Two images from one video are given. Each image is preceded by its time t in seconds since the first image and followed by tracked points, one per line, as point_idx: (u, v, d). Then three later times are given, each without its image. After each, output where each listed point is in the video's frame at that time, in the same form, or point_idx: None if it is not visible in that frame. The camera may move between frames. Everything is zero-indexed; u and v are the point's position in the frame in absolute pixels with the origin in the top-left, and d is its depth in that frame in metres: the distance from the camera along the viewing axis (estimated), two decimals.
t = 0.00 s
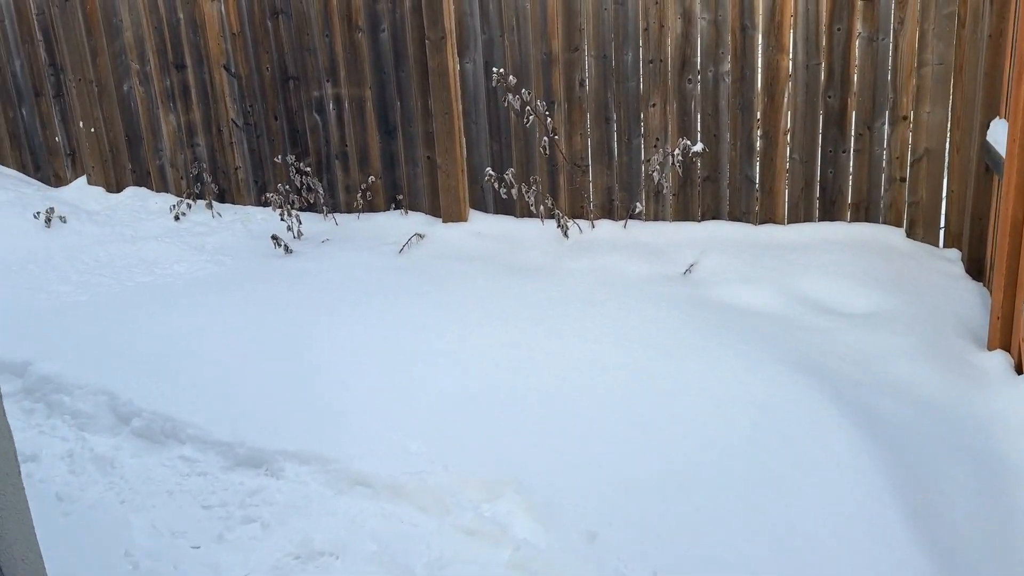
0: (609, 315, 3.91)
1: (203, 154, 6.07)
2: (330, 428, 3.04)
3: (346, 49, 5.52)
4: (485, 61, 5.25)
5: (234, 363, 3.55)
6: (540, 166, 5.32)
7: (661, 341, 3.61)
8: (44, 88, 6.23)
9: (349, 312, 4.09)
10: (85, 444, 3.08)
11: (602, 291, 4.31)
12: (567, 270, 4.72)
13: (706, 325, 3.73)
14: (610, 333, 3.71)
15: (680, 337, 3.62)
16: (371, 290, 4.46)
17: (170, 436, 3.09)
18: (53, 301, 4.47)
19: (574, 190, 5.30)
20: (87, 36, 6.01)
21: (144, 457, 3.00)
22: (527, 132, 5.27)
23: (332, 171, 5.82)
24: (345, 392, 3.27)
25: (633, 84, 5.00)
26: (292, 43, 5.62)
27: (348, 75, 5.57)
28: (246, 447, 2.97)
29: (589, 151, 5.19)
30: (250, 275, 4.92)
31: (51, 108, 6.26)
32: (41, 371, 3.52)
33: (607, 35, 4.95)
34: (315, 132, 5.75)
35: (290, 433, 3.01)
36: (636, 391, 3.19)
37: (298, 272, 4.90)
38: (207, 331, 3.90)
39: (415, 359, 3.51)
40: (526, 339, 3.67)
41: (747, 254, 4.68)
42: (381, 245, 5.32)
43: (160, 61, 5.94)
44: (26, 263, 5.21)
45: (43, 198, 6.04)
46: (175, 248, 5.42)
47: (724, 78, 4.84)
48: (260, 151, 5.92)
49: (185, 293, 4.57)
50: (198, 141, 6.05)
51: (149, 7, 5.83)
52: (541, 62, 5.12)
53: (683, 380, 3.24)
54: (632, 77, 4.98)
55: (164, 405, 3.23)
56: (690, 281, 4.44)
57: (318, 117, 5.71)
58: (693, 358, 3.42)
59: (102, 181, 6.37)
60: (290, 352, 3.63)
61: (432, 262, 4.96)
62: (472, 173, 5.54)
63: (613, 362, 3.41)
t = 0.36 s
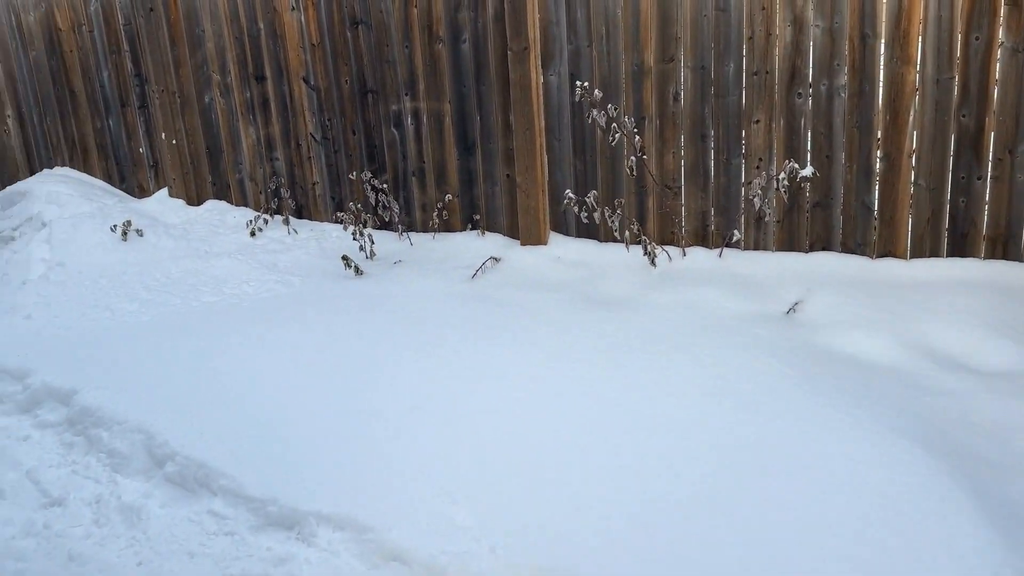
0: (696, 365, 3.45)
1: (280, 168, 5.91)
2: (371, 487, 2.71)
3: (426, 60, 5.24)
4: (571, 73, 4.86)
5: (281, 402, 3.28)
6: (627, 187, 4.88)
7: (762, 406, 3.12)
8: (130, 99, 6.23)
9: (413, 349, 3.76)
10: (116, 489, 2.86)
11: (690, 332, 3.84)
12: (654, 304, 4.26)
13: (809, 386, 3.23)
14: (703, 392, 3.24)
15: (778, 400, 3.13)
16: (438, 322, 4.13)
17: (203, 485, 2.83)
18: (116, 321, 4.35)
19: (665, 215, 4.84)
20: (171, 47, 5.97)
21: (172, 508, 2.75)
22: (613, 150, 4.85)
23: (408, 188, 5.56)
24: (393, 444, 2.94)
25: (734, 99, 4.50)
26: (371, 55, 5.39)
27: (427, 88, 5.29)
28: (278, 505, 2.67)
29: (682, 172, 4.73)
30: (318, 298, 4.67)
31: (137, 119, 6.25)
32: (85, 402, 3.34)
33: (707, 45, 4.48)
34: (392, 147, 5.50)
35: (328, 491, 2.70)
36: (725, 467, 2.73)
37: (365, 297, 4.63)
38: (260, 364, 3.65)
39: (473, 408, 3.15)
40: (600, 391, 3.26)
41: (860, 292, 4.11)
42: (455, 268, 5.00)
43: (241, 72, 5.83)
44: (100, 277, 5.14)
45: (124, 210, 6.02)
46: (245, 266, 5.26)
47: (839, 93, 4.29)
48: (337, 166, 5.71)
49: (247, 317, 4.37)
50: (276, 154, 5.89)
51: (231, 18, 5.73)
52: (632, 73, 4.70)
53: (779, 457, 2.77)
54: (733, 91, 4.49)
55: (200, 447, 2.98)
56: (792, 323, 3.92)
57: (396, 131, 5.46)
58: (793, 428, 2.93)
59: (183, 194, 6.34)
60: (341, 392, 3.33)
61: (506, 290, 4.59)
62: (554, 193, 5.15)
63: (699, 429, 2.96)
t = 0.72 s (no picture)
0: (803, 422, 3.03)
1: (367, 180, 5.75)
2: (425, 548, 2.43)
3: (517, 71, 4.97)
4: (672, 85, 4.48)
5: (341, 439, 3.05)
6: (730, 209, 4.46)
7: (881, 479, 2.68)
8: (224, 108, 6.22)
9: (487, 385, 3.47)
10: (161, 527, 2.69)
11: (796, 378, 3.41)
12: (756, 342, 3.83)
13: (942, 458, 2.76)
14: (811, 457, 2.81)
15: (902, 474, 2.69)
16: (517, 354, 3.82)
17: (249, 530, 2.62)
18: (190, 336, 4.25)
19: (772, 241, 4.39)
20: (263, 56, 5.92)
21: (214, 554, 2.54)
22: (716, 169, 4.44)
23: (494, 205, 5.30)
24: (454, 499, 2.66)
25: (856, 115, 4.02)
26: (461, 65, 5.16)
27: (517, 99, 5.02)
28: (323, 561, 2.43)
29: (793, 194, 4.27)
30: (395, 320, 4.45)
31: (230, 127, 6.24)
32: (144, 425, 3.20)
33: (825, 54, 4.02)
34: (480, 161, 5.26)
35: (378, 548, 2.44)
36: (836, 558, 2.32)
37: (443, 320, 4.38)
38: (325, 394, 3.45)
39: (546, 461, 2.84)
40: (689, 448, 2.88)
41: (999, 339, 3.56)
42: (539, 291, 4.69)
43: (330, 82, 5.71)
44: (182, 287, 5.09)
45: (214, 219, 5.99)
46: (325, 280, 5.10)
47: (981, 110, 3.74)
48: (423, 180, 5.51)
49: (320, 338, 4.19)
50: (363, 166, 5.74)
51: (322, 26, 5.62)
52: (740, 85, 4.28)
53: (903, 549, 2.34)
54: (855, 106, 4.01)
55: (251, 486, 2.78)
56: (917, 371, 3.42)
57: (483, 145, 5.22)
58: (920, 514, 2.49)
59: (271, 205, 6.25)
60: (406, 432, 3.08)
61: (592, 319, 4.25)
62: (649, 214, 4.78)
63: (805, 505, 2.55)
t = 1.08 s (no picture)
0: (942, 519, 2.53)
1: (467, 202, 5.53)
2: None
3: (626, 90, 4.61)
4: (799, 108, 4.01)
5: (403, 498, 2.79)
6: (862, 249, 3.93)
7: None
8: (330, 123, 6.15)
9: (570, 443, 3.13)
10: None
11: (935, 458, 2.88)
12: (886, 407, 3.31)
13: None
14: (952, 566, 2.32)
15: None
16: (608, 405, 3.46)
17: None
18: (272, 363, 4.12)
19: (911, 287, 3.82)
20: (369, 72, 5.77)
21: None
22: (847, 203, 3.93)
23: (596, 232, 4.95)
24: None
25: (1020, 147, 3.43)
26: (567, 83, 4.84)
27: (625, 120, 4.66)
28: None
29: (938, 236, 3.70)
30: (482, 355, 4.17)
31: (335, 144, 6.16)
32: (206, 465, 3.06)
33: (984, 76, 3.45)
34: (583, 185, 4.92)
35: None
36: None
37: (532, 359, 4.07)
38: (395, 441, 3.21)
39: (627, 547, 2.48)
40: (799, 543, 2.45)
41: None
42: (639, 330, 4.30)
43: (434, 99, 5.52)
44: (275, 307, 5.01)
45: (314, 236, 5.92)
46: (416, 307, 4.88)
47: None
48: (523, 204, 5.22)
49: (401, 373, 3.97)
50: (463, 187, 5.52)
51: (428, 42, 5.43)
52: (878, 109, 3.75)
53: None
54: (1019, 137, 3.43)
55: (300, 546, 2.56)
56: None
57: (587, 169, 4.88)
58: None
59: (373, 223, 6.06)
60: (473, 496, 2.79)
61: (696, 367, 3.83)
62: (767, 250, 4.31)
63: None
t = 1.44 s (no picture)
0: None
1: (574, 230, 5.27)
2: None
3: (750, 116, 4.23)
4: (950, 142, 3.52)
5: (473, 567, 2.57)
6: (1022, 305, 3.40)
7: None
8: (441, 144, 6.05)
9: (664, 515, 2.82)
10: None
11: None
12: None
13: None
14: None
15: None
16: (711, 470, 3.12)
17: None
18: (362, 394, 4.01)
19: None
20: (481, 93, 5.60)
21: None
22: (1005, 252, 3.41)
23: (711, 268, 4.58)
24: None
25: None
26: (685, 107, 4.51)
27: (748, 149, 4.27)
28: None
29: None
30: (578, 398, 3.90)
31: (445, 165, 6.05)
32: (278, 509, 2.96)
33: None
34: (698, 217, 4.57)
35: None
36: None
37: (632, 407, 3.76)
38: (473, 497, 2.99)
39: None
40: None
41: None
42: (754, 380, 3.91)
43: (545, 121, 5.30)
44: (374, 332, 4.93)
45: (420, 258, 5.82)
46: (515, 339, 4.67)
47: None
48: (633, 234, 4.92)
49: (491, 414, 3.76)
50: (571, 214, 5.27)
51: (541, 62, 5.21)
52: None
53: None
54: None
55: None
56: None
57: (704, 199, 4.52)
58: None
59: (478, 248, 5.91)
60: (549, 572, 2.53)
61: (816, 429, 3.41)
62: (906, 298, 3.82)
63: None
